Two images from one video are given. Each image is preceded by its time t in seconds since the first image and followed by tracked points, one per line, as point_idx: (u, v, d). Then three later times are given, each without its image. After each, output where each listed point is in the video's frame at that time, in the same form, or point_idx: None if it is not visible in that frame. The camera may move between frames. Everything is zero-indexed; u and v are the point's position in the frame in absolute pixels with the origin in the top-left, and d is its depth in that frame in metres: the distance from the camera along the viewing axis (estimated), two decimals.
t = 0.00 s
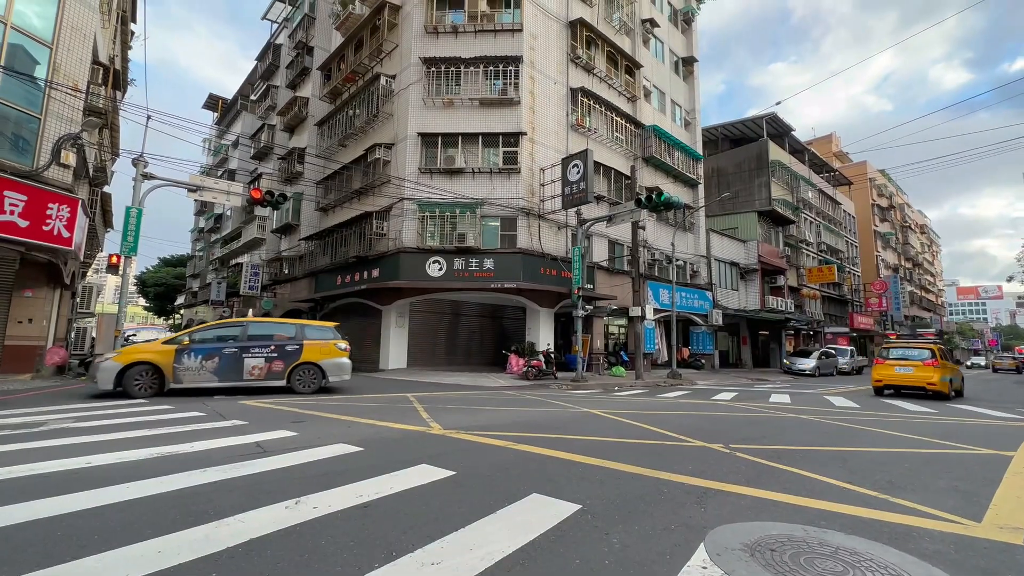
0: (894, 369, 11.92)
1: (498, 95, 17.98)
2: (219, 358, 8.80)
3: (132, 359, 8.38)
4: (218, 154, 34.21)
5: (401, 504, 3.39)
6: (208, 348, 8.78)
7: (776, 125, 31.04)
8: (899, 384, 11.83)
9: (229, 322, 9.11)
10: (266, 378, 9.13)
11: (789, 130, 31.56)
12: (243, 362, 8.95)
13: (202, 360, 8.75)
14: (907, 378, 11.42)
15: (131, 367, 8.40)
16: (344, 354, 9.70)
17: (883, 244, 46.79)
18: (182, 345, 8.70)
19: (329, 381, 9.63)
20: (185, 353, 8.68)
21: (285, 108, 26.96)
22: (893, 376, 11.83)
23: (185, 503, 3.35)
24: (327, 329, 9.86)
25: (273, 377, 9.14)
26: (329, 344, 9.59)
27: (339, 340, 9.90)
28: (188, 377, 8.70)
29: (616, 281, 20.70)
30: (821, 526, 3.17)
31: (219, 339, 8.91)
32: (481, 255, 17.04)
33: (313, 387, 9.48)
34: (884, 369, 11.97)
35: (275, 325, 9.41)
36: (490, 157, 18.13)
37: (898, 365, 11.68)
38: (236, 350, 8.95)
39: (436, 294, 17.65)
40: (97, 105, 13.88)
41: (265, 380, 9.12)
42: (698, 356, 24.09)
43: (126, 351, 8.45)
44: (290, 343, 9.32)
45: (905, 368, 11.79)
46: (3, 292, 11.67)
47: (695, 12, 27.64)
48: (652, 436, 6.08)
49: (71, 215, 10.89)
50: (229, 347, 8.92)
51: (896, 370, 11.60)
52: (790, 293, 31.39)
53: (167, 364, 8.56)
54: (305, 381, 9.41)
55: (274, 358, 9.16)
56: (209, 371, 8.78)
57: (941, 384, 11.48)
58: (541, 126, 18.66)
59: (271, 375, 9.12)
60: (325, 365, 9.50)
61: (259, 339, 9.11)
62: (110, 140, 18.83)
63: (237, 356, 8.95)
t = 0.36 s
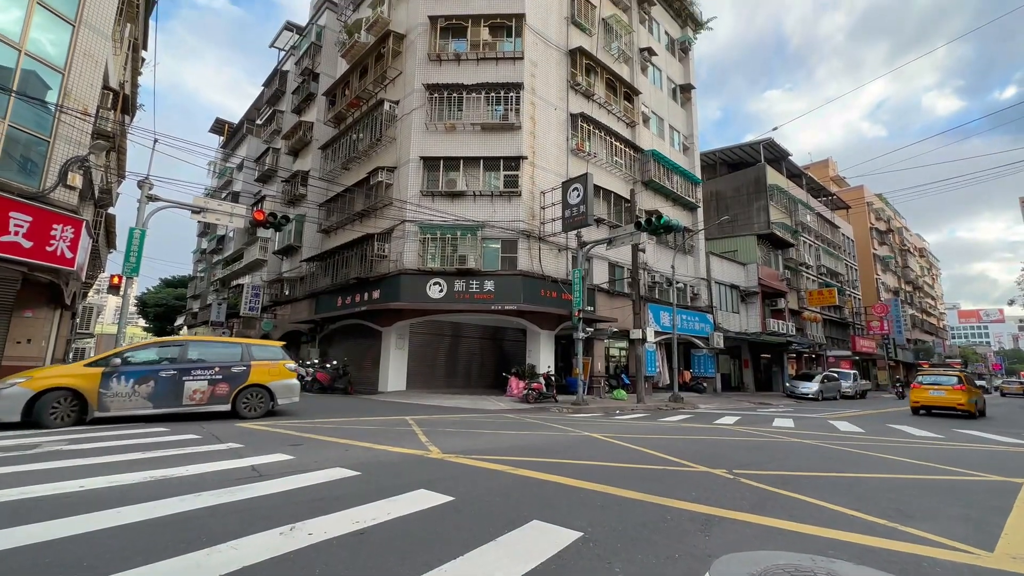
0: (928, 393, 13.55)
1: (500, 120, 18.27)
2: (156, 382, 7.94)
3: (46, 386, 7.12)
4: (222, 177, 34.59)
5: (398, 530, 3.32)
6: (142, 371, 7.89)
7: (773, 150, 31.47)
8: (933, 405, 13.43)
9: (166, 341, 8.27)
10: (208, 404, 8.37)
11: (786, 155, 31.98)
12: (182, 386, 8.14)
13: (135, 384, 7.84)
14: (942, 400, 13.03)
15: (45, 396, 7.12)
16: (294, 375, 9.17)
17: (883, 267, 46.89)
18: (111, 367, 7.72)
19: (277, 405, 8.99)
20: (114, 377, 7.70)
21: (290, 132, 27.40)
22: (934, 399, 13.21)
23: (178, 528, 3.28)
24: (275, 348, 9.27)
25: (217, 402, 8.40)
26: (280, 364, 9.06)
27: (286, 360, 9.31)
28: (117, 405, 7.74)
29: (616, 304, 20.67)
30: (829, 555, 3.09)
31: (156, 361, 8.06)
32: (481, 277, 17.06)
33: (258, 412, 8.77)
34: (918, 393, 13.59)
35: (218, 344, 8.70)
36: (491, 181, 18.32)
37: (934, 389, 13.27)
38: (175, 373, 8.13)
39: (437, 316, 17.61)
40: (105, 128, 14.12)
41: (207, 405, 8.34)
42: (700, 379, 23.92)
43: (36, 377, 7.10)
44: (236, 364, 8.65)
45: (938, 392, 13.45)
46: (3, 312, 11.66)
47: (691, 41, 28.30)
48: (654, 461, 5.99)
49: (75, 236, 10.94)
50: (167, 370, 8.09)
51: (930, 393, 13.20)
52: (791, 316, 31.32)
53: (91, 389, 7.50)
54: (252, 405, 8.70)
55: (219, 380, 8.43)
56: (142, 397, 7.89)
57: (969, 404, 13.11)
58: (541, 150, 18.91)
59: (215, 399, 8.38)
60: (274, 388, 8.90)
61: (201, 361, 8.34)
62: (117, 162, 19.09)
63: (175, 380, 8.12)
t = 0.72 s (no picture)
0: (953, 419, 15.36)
1: (501, 145, 18.55)
2: (100, 408, 7.14)
3: None
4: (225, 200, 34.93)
5: (395, 559, 3.23)
6: (85, 395, 7.08)
7: (770, 175, 31.86)
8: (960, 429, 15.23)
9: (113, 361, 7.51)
10: (157, 431, 7.65)
11: (784, 181, 32.35)
12: (130, 412, 7.40)
13: (74, 410, 6.99)
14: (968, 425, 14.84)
15: None
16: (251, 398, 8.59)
17: (883, 292, 46.91)
18: (47, 391, 6.85)
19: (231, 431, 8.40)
20: (51, 402, 6.83)
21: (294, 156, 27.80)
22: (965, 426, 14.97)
23: (169, 556, 3.19)
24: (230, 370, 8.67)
25: (169, 428, 7.73)
26: (237, 387, 8.48)
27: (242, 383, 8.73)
28: (51, 433, 6.86)
29: (616, 327, 20.59)
30: None
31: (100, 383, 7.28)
32: (482, 300, 17.05)
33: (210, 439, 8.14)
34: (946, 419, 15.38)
35: (169, 365, 8.02)
36: (492, 205, 18.47)
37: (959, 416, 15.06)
38: (121, 397, 7.37)
39: (437, 339, 17.53)
40: (113, 152, 14.31)
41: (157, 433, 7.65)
42: (702, 404, 23.66)
43: None
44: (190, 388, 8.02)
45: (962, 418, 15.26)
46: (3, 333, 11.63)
47: (689, 70, 28.92)
48: (656, 488, 5.87)
49: (77, 258, 10.97)
50: (113, 394, 7.32)
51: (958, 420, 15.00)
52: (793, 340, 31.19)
53: (24, 416, 6.61)
54: (205, 430, 8.10)
55: (172, 405, 7.77)
56: (83, 424, 7.07)
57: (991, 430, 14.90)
58: (542, 175, 19.14)
59: (167, 426, 7.70)
60: (230, 412, 8.31)
61: (152, 384, 7.64)
62: (123, 185, 19.30)
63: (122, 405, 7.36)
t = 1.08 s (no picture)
0: (977, 442, 16.55)
1: (502, 168, 18.76)
2: (56, 429, 6.60)
3: None
4: (228, 222, 35.18)
5: None
6: (40, 416, 6.54)
7: (769, 198, 32.13)
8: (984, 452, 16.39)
9: (69, 378, 6.95)
10: (116, 454, 7.17)
11: (782, 204, 32.63)
12: (90, 434, 6.90)
13: (27, 432, 6.41)
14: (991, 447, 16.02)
15: None
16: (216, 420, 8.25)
17: (885, 314, 46.83)
18: None
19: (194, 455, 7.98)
20: None
21: (298, 179, 28.13)
22: (987, 450, 16.40)
23: None
24: (194, 390, 8.32)
25: (130, 451, 7.28)
26: (202, 408, 8.12)
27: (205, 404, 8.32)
28: None
29: (617, 349, 20.46)
30: None
31: (55, 403, 6.72)
32: (482, 321, 17.00)
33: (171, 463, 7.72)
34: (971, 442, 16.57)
35: (130, 385, 7.59)
36: (492, 226, 18.58)
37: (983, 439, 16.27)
38: (80, 419, 6.85)
39: (436, 360, 17.42)
40: (119, 174, 14.50)
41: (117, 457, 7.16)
42: (704, 427, 23.38)
43: None
44: (155, 409, 7.62)
45: (985, 441, 16.45)
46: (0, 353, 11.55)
47: (686, 96, 29.45)
48: (660, 513, 5.76)
49: (79, 278, 10.98)
50: (71, 415, 6.80)
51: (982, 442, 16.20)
52: (795, 362, 31.01)
53: None
54: (167, 454, 7.69)
55: (135, 427, 7.35)
56: (35, 449, 6.48)
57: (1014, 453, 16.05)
58: (542, 197, 19.31)
59: (129, 449, 7.25)
60: (194, 434, 7.92)
61: (114, 404, 7.18)
62: (127, 206, 19.47)
63: (80, 427, 6.84)
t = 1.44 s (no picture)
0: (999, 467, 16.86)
1: (502, 192, 18.94)
2: None
3: None
4: (231, 244, 35.38)
5: None
6: None
7: (767, 222, 32.33)
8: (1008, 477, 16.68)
9: (5, 400, 6.36)
10: (58, 481, 6.48)
11: (781, 228, 32.82)
12: (29, 458, 6.25)
13: None
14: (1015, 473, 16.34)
15: None
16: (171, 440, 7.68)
17: (887, 338, 46.62)
18: None
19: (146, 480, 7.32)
20: None
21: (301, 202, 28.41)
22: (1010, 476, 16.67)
23: None
24: (149, 411, 7.72)
25: (75, 477, 6.61)
26: (157, 428, 7.51)
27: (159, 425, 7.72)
28: None
29: (618, 372, 20.29)
30: None
31: None
32: (482, 344, 16.91)
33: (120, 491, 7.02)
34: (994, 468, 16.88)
35: (76, 404, 6.96)
36: (493, 249, 18.65)
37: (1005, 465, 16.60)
38: (17, 442, 6.21)
39: (436, 384, 17.26)
40: (125, 197, 14.66)
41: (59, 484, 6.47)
42: (708, 453, 23.02)
43: None
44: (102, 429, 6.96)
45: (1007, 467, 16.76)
46: None
47: (684, 122, 29.91)
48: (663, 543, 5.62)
49: (80, 299, 10.97)
50: (7, 438, 6.15)
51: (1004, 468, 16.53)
52: (798, 387, 30.72)
53: None
54: (116, 481, 6.98)
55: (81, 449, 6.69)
56: None
57: None
58: (542, 221, 19.44)
59: (73, 474, 6.58)
60: (147, 456, 7.28)
61: (58, 425, 6.55)
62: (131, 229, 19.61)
63: (16, 451, 6.19)
